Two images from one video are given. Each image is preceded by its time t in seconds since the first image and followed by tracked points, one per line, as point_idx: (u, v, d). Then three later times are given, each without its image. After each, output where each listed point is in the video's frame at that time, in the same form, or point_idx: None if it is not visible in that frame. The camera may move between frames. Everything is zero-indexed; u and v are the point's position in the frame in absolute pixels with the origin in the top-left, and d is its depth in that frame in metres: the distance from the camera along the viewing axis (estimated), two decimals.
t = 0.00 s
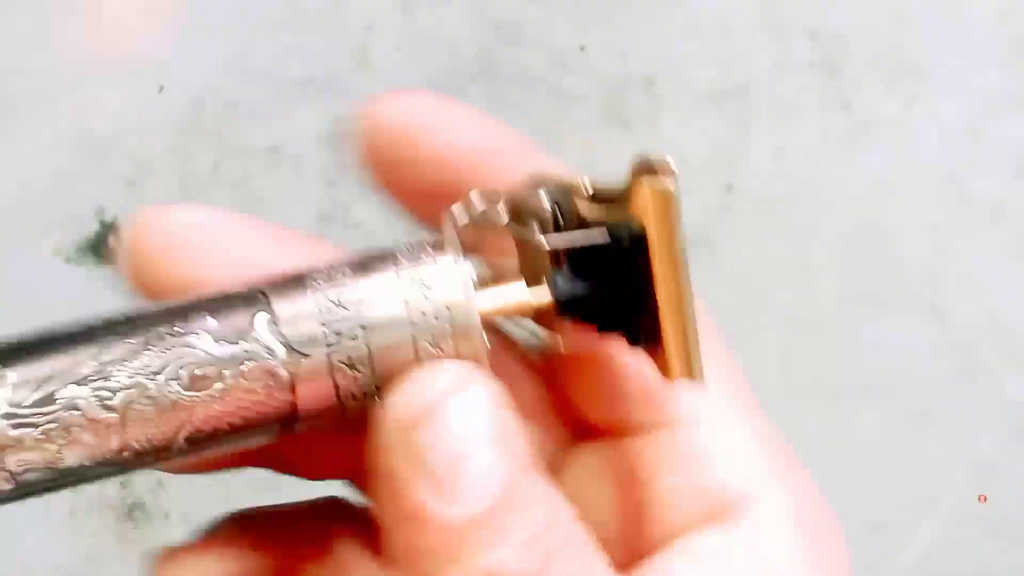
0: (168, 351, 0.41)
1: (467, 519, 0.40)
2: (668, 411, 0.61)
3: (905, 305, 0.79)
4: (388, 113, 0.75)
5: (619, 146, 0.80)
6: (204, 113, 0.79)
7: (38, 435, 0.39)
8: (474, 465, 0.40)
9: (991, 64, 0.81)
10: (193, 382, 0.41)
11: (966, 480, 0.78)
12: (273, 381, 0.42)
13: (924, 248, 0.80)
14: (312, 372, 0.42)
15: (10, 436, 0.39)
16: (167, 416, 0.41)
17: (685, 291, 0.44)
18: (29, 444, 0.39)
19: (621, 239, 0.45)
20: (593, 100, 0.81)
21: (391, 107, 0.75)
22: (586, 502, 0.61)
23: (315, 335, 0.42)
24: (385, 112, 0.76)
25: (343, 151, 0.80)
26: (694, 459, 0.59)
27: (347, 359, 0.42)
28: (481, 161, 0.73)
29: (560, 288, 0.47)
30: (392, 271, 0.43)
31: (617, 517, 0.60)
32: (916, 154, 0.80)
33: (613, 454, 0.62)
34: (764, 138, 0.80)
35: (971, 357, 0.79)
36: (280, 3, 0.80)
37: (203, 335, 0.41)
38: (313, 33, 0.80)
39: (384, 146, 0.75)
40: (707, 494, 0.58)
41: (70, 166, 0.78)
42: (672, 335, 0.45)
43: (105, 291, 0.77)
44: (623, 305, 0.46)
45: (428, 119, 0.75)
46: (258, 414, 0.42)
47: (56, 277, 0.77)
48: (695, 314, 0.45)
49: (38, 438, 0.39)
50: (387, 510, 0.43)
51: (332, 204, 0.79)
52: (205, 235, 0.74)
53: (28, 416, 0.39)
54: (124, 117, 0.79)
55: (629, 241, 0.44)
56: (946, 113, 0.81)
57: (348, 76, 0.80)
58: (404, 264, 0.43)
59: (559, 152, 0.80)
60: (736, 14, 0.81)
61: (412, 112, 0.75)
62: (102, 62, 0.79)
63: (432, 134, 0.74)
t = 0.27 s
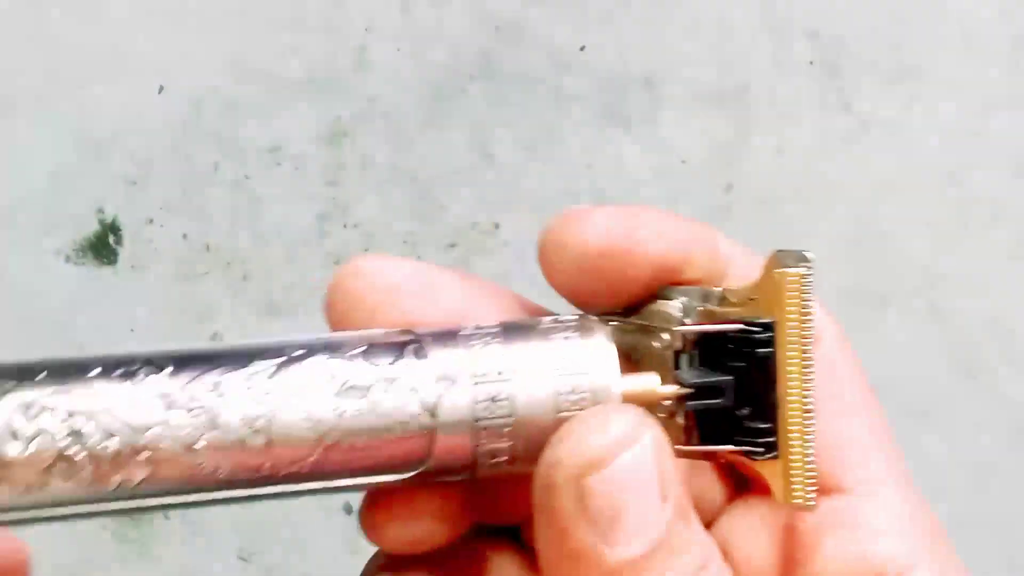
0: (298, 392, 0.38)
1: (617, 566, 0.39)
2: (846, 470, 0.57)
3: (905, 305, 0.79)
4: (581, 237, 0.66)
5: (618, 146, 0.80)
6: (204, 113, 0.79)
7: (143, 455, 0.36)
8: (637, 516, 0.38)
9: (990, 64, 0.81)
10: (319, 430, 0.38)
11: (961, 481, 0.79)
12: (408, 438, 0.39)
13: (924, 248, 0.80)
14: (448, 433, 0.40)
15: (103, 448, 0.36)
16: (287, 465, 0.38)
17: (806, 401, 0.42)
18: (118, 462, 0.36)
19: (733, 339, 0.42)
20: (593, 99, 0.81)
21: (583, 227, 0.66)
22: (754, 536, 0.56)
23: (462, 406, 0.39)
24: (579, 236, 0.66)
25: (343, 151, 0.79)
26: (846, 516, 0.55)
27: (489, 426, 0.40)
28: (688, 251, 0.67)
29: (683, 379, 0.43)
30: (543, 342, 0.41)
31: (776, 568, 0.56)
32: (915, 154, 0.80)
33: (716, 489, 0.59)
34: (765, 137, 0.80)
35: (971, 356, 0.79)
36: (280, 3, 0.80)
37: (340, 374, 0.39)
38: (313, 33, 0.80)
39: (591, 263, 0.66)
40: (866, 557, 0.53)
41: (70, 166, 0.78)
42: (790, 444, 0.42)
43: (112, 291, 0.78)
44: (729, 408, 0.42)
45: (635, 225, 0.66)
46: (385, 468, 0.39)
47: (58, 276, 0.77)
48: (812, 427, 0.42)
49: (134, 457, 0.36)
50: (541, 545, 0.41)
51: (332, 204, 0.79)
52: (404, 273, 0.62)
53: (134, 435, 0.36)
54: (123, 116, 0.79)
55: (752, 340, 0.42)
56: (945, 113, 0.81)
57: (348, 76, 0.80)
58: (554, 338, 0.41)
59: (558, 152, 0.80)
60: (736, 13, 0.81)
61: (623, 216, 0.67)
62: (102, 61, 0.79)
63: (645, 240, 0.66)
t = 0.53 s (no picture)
0: (350, 360, 0.40)
1: (667, 549, 0.38)
2: (891, 468, 0.57)
3: (905, 306, 0.79)
4: (617, 203, 0.64)
5: (619, 146, 0.80)
6: (204, 113, 0.79)
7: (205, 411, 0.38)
8: (693, 500, 0.38)
9: (989, 64, 0.82)
10: (370, 395, 0.39)
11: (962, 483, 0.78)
12: (458, 410, 0.40)
13: (923, 248, 0.80)
14: (501, 408, 0.40)
15: (167, 406, 0.38)
16: (338, 428, 0.39)
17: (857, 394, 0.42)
18: (181, 418, 0.38)
19: (782, 325, 0.44)
20: (593, 99, 0.81)
21: (616, 195, 0.64)
22: (801, 531, 0.57)
23: (516, 381, 0.40)
24: (611, 206, 0.64)
25: (343, 151, 0.79)
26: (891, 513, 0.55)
27: (542, 403, 0.40)
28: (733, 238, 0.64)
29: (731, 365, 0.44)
30: (595, 323, 0.42)
31: (817, 566, 0.57)
32: (915, 154, 0.81)
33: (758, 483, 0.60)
34: (764, 138, 0.81)
35: (969, 356, 0.79)
36: (281, 3, 0.81)
37: (391, 343, 0.40)
38: (314, 34, 0.80)
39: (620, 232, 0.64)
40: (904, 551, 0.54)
41: (70, 166, 0.78)
42: (841, 435, 0.43)
43: (110, 291, 0.77)
44: (779, 393, 0.44)
45: (671, 198, 0.64)
46: (436, 438, 0.40)
47: (56, 276, 0.77)
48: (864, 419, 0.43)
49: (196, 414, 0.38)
50: (593, 526, 0.41)
51: (332, 204, 0.79)
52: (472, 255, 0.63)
53: (196, 392, 0.38)
54: (123, 116, 0.79)
55: (804, 326, 0.43)
56: (944, 114, 0.81)
57: (348, 76, 0.80)
58: (607, 318, 0.42)
59: (558, 151, 0.80)
60: (736, 13, 0.82)
61: (655, 191, 0.64)
62: (102, 62, 0.79)
63: (675, 210, 0.64)
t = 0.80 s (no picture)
0: (354, 327, 0.41)
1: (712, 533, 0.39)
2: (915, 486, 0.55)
3: (907, 306, 0.79)
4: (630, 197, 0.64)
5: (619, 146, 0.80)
6: (204, 113, 0.79)
7: (205, 375, 0.40)
8: (735, 484, 0.39)
9: (990, 64, 0.82)
10: (367, 360, 0.40)
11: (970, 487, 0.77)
12: (454, 374, 0.40)
13: (923, 248, 0.80)
14: (496, 376, 0.40)
15: (173, 366, 0.40)
16: (336, 391, 0.40)
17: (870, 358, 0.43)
18: (185, 378, 0.40)
19: (794, 297, 0.45)
20: (593, 99, 0.81)
21: (634, 190, 0.64)
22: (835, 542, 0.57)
23: (511, 349, 0.40)
24: (631, 198, 0.64)
25: (343, 151, 0.80)
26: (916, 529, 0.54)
27: (539, 369, 0.40)
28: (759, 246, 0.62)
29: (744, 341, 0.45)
30: (600, 296, 0.42)
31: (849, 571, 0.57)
32: (915, 155, 0.81)
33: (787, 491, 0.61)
34: (764, 138, 0.81)
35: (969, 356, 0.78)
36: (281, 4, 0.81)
37: (394, 311, 0.41)
38: (314, 34, 0.81)
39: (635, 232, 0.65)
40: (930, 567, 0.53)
41: (70, 166, 0.78)
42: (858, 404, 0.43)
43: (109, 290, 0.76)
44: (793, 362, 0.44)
45: (685, 200, 0.63)
46: (436, 404, 0.41)
47: (52, 275, 0.76)
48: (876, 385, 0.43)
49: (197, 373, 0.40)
50: (639, 518, 0.41)
51: (332, 204, 0.79)
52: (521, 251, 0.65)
53: (199, 353, 0.40)
54: (124, 116, 0.79)
55: (811, 291, 0.44)
56: (945, 113, 0.81)
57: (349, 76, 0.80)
58: (610, 290, 0.42)
59: (559, 151, 0.80)
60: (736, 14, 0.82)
61: (674, 185, 0.64)
62: (103, 62, 0.80)
63: (690, 213, 0.63)
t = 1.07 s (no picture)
0: (412, 315, 0.40)
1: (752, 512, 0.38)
2: (944, 479, 0.50)
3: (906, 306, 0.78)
4: (670, 198, 0.58)
5: (619, 146, 0.80)
6: (204, 112, 0.79)
7: (273, 357, 0.39)
8: (778, 462, 0.38)
9: (990, 64, 0.82)
10: (424, 346, 0.40)
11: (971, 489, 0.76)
12: (516, 361, 0.40)
13: (923, 247, 0.79)
14: (553, 364, 0.40)
15: (238, 350, 0.39)
16: (395, 376, 0.40)
17: (903, 347, 0.41)
18: (248, 363, 0.39)
19: (829, 290, 0.42)
20: (593, 98, 0.81)
21: (672, 185, 0.58)
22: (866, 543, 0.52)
23: (563, 338, 0.40)
24: (667, 197, 0.58)
25: (343, 151, 0.79)
26: (948, 525, 0.49)
27: (590, 359, 0.40)
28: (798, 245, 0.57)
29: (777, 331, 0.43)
30: (645, 289, 0.41)
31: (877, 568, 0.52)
32: (915, 154, 0.81)
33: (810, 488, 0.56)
34: (764, 137, 0.81)
35: (970, 355, 0.78)
36: (281, 4, 0.81)
37: (456, 299, 0.41)
38: (313, 34, 0.81)
39: (673, 231, 0.59)
40: (965, 562, 0.48)
41: (69, 165, 0.78)
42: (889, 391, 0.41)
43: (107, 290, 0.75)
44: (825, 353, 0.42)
45: (724, 196, 0.57)
46: (503, 391, 0.40)
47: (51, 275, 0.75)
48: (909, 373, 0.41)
49: (262, 357, 0.39)
50: (680, 495, 0.41)
51: (331, 204, 0.78)
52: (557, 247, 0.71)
53: (266, 338, 0.39)
54: (123, 116, 0.79)
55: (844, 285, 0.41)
56: (945, 113, 0.81)
57: (348, 76, 0.80)
58: (656, 281, 0.41)
59: (558, 151, 0.80)
60: (736, 14, 0.82)
61: (712, 179, 0.58)
62: (103, 62, 0.80)
63: (729, 208, 0.57)
